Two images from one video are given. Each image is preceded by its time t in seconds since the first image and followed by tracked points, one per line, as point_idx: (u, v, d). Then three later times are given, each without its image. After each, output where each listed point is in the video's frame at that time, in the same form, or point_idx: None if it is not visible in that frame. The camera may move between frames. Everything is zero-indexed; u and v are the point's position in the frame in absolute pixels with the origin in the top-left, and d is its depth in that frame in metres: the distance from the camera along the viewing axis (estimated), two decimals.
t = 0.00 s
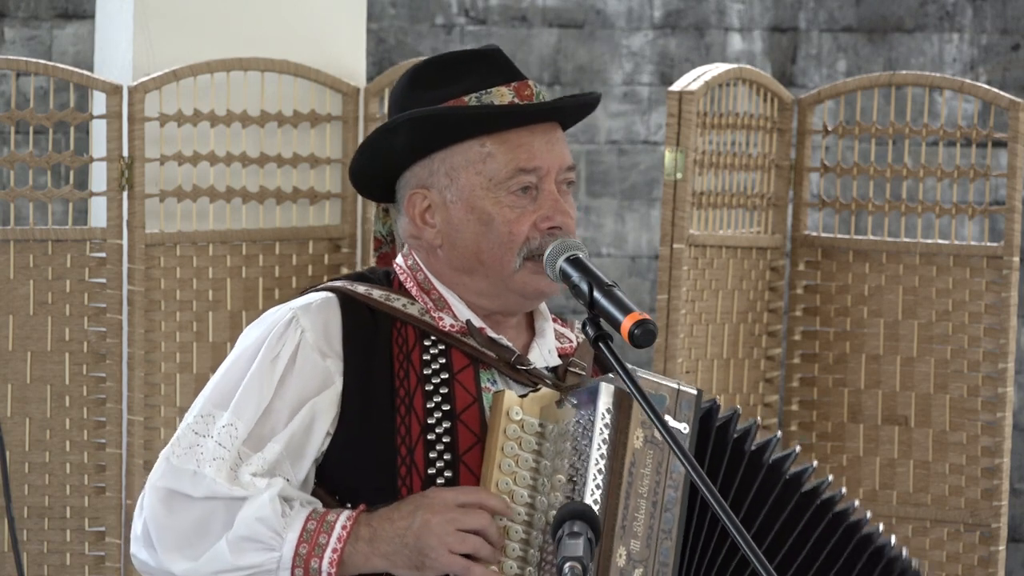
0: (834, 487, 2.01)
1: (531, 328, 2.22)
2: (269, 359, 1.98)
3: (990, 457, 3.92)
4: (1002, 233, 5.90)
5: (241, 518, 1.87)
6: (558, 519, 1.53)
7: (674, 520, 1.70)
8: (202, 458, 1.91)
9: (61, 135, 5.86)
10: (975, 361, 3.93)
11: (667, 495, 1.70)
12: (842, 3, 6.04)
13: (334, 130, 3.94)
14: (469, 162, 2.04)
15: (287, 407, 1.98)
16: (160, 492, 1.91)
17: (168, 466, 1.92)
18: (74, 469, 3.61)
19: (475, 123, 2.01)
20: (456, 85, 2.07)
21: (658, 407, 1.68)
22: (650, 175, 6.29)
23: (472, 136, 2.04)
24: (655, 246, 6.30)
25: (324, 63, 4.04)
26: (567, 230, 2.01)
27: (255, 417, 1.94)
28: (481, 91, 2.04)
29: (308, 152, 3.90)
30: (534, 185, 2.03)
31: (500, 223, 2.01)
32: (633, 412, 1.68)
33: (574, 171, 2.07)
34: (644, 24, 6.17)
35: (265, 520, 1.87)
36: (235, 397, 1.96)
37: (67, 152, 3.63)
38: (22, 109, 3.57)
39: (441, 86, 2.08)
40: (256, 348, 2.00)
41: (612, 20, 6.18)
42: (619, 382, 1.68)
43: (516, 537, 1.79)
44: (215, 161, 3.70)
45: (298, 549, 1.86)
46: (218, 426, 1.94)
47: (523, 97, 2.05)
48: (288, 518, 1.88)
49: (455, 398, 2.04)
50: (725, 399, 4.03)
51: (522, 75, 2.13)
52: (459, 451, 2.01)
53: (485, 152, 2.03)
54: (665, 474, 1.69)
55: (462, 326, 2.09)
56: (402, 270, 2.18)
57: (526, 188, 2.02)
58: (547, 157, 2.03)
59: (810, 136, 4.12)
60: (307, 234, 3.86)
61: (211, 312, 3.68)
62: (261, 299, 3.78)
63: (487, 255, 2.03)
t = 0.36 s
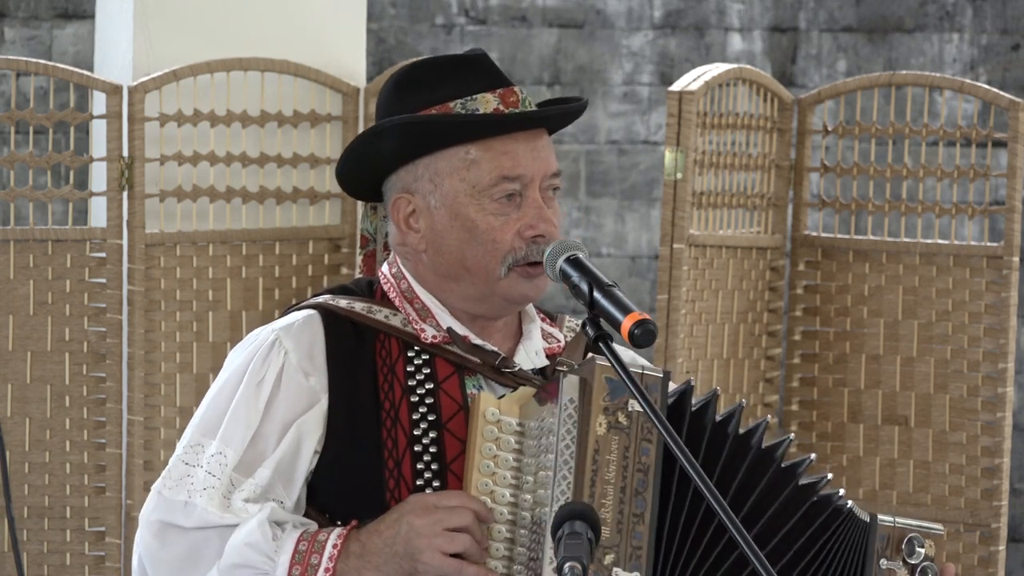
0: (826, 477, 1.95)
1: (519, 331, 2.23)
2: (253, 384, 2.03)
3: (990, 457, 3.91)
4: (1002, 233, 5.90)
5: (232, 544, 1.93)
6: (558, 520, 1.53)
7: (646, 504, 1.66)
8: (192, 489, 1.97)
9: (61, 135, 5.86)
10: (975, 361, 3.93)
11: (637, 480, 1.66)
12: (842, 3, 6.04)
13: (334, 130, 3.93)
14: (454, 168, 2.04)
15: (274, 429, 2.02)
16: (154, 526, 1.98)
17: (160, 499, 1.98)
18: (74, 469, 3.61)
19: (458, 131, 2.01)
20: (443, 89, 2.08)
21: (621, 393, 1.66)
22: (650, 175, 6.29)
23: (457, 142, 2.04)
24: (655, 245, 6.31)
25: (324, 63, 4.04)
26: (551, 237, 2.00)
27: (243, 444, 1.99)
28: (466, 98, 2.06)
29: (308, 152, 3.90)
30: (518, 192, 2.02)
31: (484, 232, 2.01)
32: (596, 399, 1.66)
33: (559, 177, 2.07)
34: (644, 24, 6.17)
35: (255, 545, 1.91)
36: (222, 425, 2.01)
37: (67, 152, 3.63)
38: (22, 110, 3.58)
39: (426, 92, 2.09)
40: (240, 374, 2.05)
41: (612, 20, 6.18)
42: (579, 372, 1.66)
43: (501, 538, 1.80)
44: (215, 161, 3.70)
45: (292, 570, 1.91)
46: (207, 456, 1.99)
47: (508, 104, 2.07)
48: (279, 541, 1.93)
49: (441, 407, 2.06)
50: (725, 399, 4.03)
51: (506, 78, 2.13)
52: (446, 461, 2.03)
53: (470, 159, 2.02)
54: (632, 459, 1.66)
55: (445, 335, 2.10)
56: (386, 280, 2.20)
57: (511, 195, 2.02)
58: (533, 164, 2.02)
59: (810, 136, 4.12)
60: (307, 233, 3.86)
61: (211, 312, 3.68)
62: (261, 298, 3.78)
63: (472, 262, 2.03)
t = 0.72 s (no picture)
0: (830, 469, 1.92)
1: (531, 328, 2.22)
2: (258, 368, 2.03)
3: (990, 457, 3.91)
4: (1002, 233, 5.90)
5: (228, 521, 1.93)
6: (559, 520, 1.53)
7: (652, 511, 1.69)
8: (193, 470, 1.98)
9: (61, 135, 5.86)
10: (975, 361, 3.93)
11: (644, 486, 1.69)
12: (842, 4, 6.04)
13: (334, 131, 3.93)
14: (464, 156, 2.05)
15: (277, 414, 2.03)
16: (152, 504, 1.98)
17: (160, 479, 1.99)
18: (74, 469, 3.61)
19: (469, 118, 2.02)
20: (459, 78, 2.09)
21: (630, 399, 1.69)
22: (650, 175, 6.28)
23: (469, 129, 2.05)
24: (655, 246, 6.30)
25: (324, 63, 4.04)
26: (559, 228, 1.99)
27: (245, 428, 2.00)
28: (479, 86, 2.05)
29: (308, 152, 3.90)
30: (528, 181, 2.02)
31: (491, 219, 2.01)
32: (607, 403, 1.69)
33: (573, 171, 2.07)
34: (644, 24, 6.17)
35: (252, 523, 1.92)
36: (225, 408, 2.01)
37: (67, 152, 3.63)
38: (22, 110, 3.58)
39: (439, 81, 2.10)
40: (246, 358, 2.05)
41: (612, 20, 6.19)
42: (590, 375, 1.69)
43: (501, 536, 1.78)
44: (215, 161, 3.70)
45: (287, 549, 1.91)
46: (209, 438, 1.99)
47: (521, 95, 2.06)
48: (276, 521, 1.93)
49: (445, 399, 2.06)
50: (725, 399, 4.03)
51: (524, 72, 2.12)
52: (447, 453, 2.03)
53: (480, 147, 2.03)
54: (640, 466, 1.69)
55: (453, 327, 2.10)
56: (399, 271, 2.20)
57: (520, 184, 2.02)
58: (545, 153, 2.03)
59: (810, 136, 4.12)
60: (307, 234, 3.86)
61: (211, 312, 3.68)
62: (260, 298, 3.78)
63: (479, 249, 2.03)
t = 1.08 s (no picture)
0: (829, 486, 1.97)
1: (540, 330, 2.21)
2: (266, 368, 2.03)
3: (990, 457, 3.91)
4: (1002, 233, 5.90)
5: (231, 519, 1.93)
6: (559, 520, 1.53)
7: (656, 519, 1.67)
8: (197, 468, 1.99)
9: (62, 135, 5.86)
10: (975, 361, 3.93)
11: (649, 493, 1.68)
12: (841, 4, 6.04)
13: (334, 130, 3.94)
14: (468, 155, 2.05)
15: (283, 414, 2.03)
16: (156, 501, 1.99)
17: (164, 475, 2.00)
18: (74, 469, 3.61)
19: (473, 118, 2.02)
20: (468, 77, 2.09)
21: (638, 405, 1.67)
22: (649, 175, 6.28)
23: (472, 129, 2.05)
24: (655, 246, 6.30)
25: (324, 63, 4.04)
26: (559, 230, 1.97)
27: (251, 427, 2.00)
28: (485, 86, 2.05)
29: (308, 152, 3.89)
30: (530, 183, 2.01)
31: (491, 219, 2.00)
32: (614, 408, 1.67)
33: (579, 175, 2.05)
34: (644, 24, 6.17)
35: (256, 521, 1.92)
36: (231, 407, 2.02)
37: (67, 152, 3.63)
38: (22, 110, 3.58)
39: (446, 81, 2.10)
40: (254, 357, 2.05)
41: (612, 20, 6.19)
42: (599, 380, 1.67)
43: (507, 538, 1.79)
44: (215, 161, 3.69)
45: (290, 549, 1.91)
46: (214, 436, 2.00)
47: (528, 96, 2.05)
48: (279, 519, 1.93)
49: (453, 402, 2.05)
50: (725, 399, 4.03)
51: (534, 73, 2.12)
52: (453, 455, 2.02)
53: (483, 147, 2.03)
54: (646, 472, 1.68)
55: (461, 329, 2.09)
56: (409, 272, 2.20)
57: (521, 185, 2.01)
58: (547, 156, 2.01)
59: (810, 136, 4.12)
60: (307, 234, 3.86)
61: (211, 312, 3.68)
62: (261, 299, 3.77)
63: (479, 249, 2.03)
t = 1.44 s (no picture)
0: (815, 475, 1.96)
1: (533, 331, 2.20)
2: (260, 382, 2.03)
3: (990, 457, 3.91)
4: (1002, 233, 5.90)
5: (229, 537, 1.93)
6: (560, 519, 1.55)
7: (641, 509, 1.68)
8: (194, 485, 1.99)
9: (61, 135, 5.86)
10: (975, 361, 3.92)
11: (633, 484, 1.67)
12: (842, 3, 6.04)
13: (334, 131, 3.94)
14: (452, 163, 2.05)
15: (279, 427, 2.03)
16: (153, 519, 1.99)
17: (161, 493, 1.99)
18: (74, 469, 3.61)
19: (456, 126, 2.03)
20: (457, 82, 2.08)
21: (618, 398, 1.68)
22: (650, 175, 6.28)
23: (457, 136, 2.05)
24: (655, 245, 6.30)
25: (324, 63, 4.04)
26: (539, 238, 1.98)
27: (247, 442, 2.00)
28: (471, 93, 2.05)
29: (308, 152, 3.90)
30: (512, 191, 2.01)
31: (473, 226, 2.00)
32: (594, 403, 1.68)
33: (563, 182, 2.05)
34: (644, 24, 6.17)
35: (253, 539, 1.91)
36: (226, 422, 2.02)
37: (67, 152, 3.63)
38: (22, 109, 3.58)
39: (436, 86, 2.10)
40: (246, 372, 2.05)
41: (612, 20, 6.19)
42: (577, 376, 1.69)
43: (499, 540, 1.79)
44: (215, 161, 3.69)
45: (288, 565, 1.91)
46: (209, 452, 2.00)
47: (512, 103, 2.04)
48: (276, 535, 1.93)
49: (447, 407, 2.06)
50: (725, 399, 4.03)
51: (524, 77, 2.10)
52: (450, 461, 2.04)
53: (467, 155, 2.03)
54: (628, 464, 1.67)
55: (454, 335, 2.10)
56: (401, 278, 2.20)
57: (501, 193, 2.01)
58: (529, 164, 2.01)
59: (810, 136, 4.13)
60: (307, 234, 3.86)
61: (211, 313, 3.68)
62: (261, 299, 3.77)
63: (462, 256, 2.03)
